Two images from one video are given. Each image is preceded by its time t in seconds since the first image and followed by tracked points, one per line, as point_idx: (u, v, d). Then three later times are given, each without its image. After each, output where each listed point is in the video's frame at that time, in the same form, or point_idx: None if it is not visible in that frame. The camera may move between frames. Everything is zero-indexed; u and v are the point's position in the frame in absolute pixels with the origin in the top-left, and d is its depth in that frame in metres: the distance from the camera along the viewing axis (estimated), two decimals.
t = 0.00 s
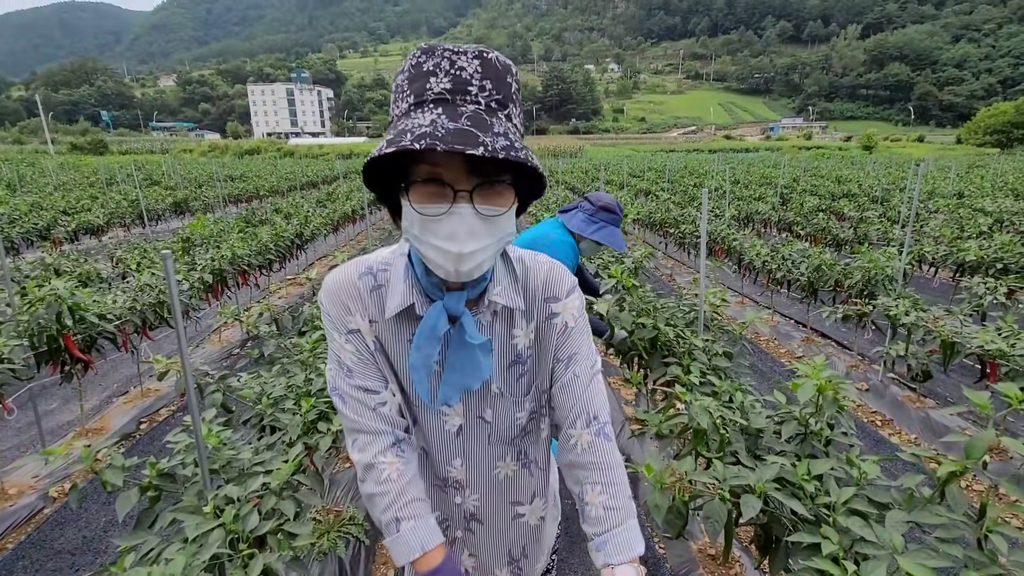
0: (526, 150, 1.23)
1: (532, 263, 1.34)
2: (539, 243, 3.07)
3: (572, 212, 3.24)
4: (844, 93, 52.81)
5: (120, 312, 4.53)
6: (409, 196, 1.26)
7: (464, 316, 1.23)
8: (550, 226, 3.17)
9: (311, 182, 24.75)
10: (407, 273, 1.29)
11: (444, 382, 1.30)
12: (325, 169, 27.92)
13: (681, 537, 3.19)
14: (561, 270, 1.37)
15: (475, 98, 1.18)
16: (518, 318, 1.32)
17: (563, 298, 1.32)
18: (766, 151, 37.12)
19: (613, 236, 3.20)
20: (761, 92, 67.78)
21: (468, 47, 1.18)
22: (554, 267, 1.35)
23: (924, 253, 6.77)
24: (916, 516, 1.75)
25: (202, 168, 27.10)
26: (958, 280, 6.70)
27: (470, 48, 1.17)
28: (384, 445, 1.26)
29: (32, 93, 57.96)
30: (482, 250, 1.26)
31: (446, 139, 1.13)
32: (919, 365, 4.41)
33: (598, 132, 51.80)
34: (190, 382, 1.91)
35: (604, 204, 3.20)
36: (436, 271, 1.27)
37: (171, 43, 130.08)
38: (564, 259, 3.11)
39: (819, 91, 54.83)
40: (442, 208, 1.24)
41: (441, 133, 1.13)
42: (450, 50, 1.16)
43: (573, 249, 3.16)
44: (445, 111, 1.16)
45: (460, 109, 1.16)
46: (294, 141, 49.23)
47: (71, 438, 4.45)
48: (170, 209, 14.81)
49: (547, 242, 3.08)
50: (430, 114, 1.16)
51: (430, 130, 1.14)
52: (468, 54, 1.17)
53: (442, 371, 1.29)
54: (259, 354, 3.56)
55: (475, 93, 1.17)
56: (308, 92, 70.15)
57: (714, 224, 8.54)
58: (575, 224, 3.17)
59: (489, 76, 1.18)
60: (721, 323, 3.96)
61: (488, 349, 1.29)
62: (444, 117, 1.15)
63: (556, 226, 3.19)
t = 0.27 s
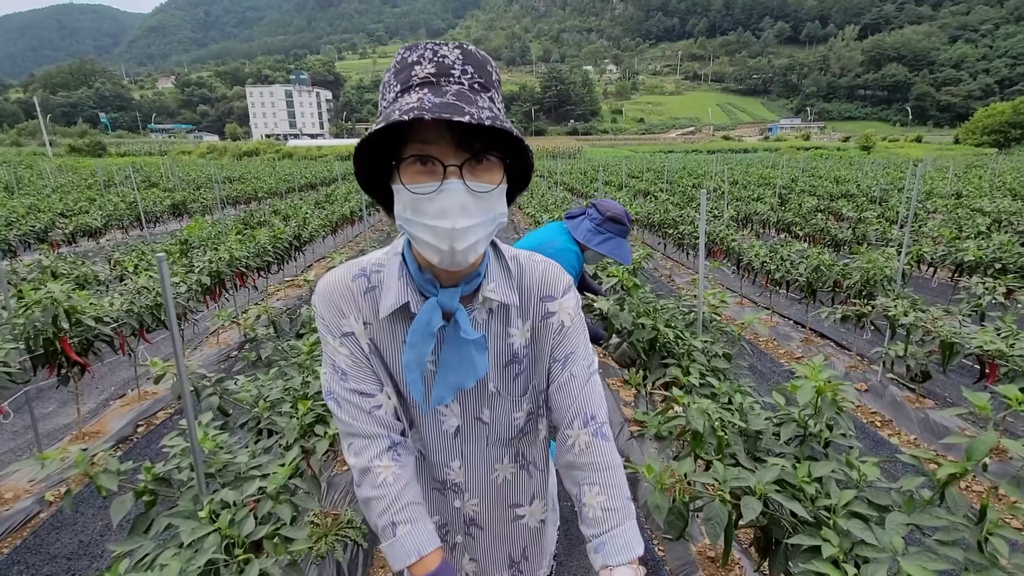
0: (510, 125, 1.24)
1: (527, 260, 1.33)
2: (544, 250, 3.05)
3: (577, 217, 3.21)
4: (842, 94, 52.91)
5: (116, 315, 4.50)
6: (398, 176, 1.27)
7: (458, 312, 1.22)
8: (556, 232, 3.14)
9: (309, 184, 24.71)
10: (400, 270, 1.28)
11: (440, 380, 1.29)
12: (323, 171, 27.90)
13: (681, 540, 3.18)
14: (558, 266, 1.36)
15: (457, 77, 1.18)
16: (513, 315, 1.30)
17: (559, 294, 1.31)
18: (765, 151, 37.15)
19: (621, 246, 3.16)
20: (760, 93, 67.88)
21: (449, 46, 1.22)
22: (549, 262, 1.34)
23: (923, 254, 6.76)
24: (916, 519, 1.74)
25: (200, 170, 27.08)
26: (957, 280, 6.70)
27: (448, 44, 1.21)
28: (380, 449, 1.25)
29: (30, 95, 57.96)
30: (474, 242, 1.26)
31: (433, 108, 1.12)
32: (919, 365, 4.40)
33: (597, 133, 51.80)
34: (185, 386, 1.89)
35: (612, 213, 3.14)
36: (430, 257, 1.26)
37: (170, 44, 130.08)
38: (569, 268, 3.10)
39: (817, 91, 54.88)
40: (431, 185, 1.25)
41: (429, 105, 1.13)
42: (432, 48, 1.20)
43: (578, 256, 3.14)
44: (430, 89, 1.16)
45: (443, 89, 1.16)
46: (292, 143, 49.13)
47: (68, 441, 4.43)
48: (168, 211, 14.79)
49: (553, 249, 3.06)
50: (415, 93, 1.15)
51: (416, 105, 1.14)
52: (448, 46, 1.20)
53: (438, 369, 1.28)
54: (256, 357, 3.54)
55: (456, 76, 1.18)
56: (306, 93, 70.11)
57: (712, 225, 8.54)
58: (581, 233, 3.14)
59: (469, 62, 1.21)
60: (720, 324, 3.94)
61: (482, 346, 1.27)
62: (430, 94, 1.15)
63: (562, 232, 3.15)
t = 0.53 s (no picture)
0: (505, 126, 1.24)
1: (523, 265, 1.32)
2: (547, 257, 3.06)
3: (582, 224, 3.18)
4: (841, 95, 53.04)
5: (114, 318, 4.49)
6: (395, 178, 1.27)
7: (455, 314, 1.21)
8: (559, 239, 3.14)
9: (308, 185, 24.72)
10: (397, 275, 1.28)
11: (436, 384, 1.28)
12: (322, 172, 27.91)
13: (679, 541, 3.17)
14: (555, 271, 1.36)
15: (456, 80, 1.17)
16: (510, 319, 1.30)
17: (556, 300, 1.30)
18: (764, 152, 37.20)
19: (625, 256, 3.11)
20: (758, 94, 67.97)
21: (450, 47, 1.21)
22: (546, 266, 1.33)
23: (921, 254, 6.76)
24: (915, 523, 1.73)
25: (199, 171, 27.08)
26: (955, 281, 6.70)
27: (448, 49, 1.21)
28: (377, 454, 1.24)
29: (30, 97, 58.03)
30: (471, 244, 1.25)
31: (431, 111, 1.12)
32: (919, 366, 4.39)
33: (596, 134, 51.91)
34: (181, 390, 1.88)
35: (617, 223, 3.08)
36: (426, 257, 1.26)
37: (169, 46, 130.23)
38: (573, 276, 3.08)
39: (816, 92, 54.96)
40: (428, 184, 1.26)
41: (427, 105, 1.13)
42: (434, 48, 1.20)
43: (582, 265, 3.12)
44: (429, 91, 1.15)
45: (442, 89, 1.16)
46: (291, 144, 49.17)
47: (65, 445, 4.42)
48: (166, 212, 14.78)
49: (556, 257, 3.07)
50: (414, 94, 1.15)
51: (415, 105, 1.14)
52: (450, 48, 1.20)
53: (436, 373, 1.27)
54: (255, 360, 3.53)
55: (455, 77, 1.18)
56: (305, 95, 70.14)
57: (711, 227, 8.55)
58: (586, 242, 3.09)
59: (469, 66, 1.20)
60: (720, 325, 3.93)
61: (478, 352, 1.27)
62: (428, 97, 1.15)
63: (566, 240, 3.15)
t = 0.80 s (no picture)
0: (464, 151, 1.13)
1: (525, 270, 1.31)
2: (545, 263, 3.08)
3: (582, 230, 3.17)
4: (840, 96, 53.14)
5: (114, 320, 4.50)
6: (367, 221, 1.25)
7: (457, 321, 1.21)
8: (560, 245, 3.15)
9: (308, 186, 24.74)
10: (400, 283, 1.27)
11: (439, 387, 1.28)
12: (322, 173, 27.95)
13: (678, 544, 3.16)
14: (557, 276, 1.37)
15: (399, 117, 1.11)
16: (514, 324, 1.30)
17: (561, 304, 1.30)
18: (763, 153, 37.25)
19: (627, 264, 3.10)
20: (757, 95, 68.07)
21: (396, 71, 1.12)
22: (551, 271, 1.33)
23: (921, 256, 6.76)
24: (915, 526, 1.73)
25: (199, 173, 27.11)
26: (955, 282, 6.70)
27: (394, 71, 1.11)
28: (381, 454, 1.24)
29: (30, 98, 58.14)
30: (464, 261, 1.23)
31: (368, 167, 1.10)
32: (918, 368, 4.38)
33: (595, 135, 52.02)
34: (181, 390, 1.88)
35: (620, 231, 3.04)
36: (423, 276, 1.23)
37: (169, 49, 130.38)
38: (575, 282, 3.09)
39: (815, 93, 55.07)
40: (392, 230, 1.21)
41: (367, 159, 1.11)
42: (380, 77, 1.12)
43: (584, 271, 3.14)
44: (374, 136, 1.11)
45: (385, 132, 1.11)
46: (291, 145, 49.22)
47: (63, 447, 4.42)
48: (166, 214, 14.80)
49: (557, 263, 3.08)
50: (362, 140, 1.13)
51: (359, 155, 1.11)
52: (395, 74, 1.11)
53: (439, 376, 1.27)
54: (254, 363, 3.52)
55: (399, 112, 1.11)
56: (305, 96, 70.22)
57: (711, 228, 8.55)
58: (588, 249, 3.10)
59: (416, 90, 1.11)
60: (719, 328, 3.93)
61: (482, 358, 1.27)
62: (371, 142, 1.11)
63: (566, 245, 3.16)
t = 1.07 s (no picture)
0: (380, 214, 1.08)
1: (517, 261, 1.28)
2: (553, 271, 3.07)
3: (584, 235, 3.17)
4: (841, 97, 53.20)
5: (114, 322, 4.49)
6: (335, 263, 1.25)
7: (441, 333, 1.20)
8: (563, 251, 3.12)
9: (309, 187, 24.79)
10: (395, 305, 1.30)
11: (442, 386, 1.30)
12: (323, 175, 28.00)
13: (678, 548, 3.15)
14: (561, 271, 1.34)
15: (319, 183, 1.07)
16: (509, 324, 1.28)
17: (560, 304, 1.26)
18: (764, 154, 37.28)
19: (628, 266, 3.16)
20: (758, 96, 68.15)
21: (307, 126, 1.04)
22: (551, 270, 1.28)
23: (922, 257, 6.74)
24: (915, 528, 1.72)
25: (200, 174, 27.15)
26: (956, 283, 6.68)
27: (307, 126, 1.04)
28: (390, 449, 1.33)
29: (32, 100, 58.37)
30: (426, 295, 1.17)
31: (303, 235, 1.10)
32: (919, 370, 4.37)
33: (596, 136, 52.12)
34: (180, 392, 1.87)
35: (622, 236, 3.10)
36: (394, 308, 1.22)
37: (171, 51, 130.67)
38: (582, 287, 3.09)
39: (816, 94, 55.11)
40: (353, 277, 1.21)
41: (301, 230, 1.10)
42: (298, 134, 1.05)
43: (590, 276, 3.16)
44: (307, 201, 1.10)
45: (313, 200, 1.09)
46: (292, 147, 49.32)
47: (63, 448, 4.42)
48: (167, 215, 14.83)
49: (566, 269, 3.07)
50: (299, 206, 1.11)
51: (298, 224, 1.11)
52: (309, 128, 1.03)
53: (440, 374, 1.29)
54: (253, 365, 3.52)
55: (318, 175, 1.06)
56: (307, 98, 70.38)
57: (711, 229, 8.54)
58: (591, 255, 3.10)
59: (330, 149, 1.03)
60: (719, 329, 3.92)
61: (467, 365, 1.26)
62: (307, 206, 1.10)
63: (570, 250, 3.14)
